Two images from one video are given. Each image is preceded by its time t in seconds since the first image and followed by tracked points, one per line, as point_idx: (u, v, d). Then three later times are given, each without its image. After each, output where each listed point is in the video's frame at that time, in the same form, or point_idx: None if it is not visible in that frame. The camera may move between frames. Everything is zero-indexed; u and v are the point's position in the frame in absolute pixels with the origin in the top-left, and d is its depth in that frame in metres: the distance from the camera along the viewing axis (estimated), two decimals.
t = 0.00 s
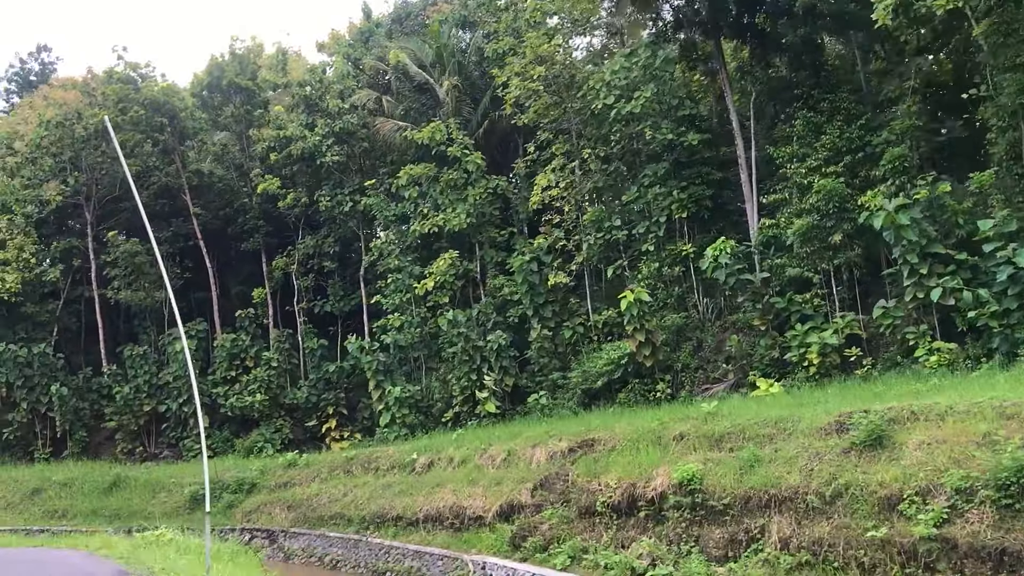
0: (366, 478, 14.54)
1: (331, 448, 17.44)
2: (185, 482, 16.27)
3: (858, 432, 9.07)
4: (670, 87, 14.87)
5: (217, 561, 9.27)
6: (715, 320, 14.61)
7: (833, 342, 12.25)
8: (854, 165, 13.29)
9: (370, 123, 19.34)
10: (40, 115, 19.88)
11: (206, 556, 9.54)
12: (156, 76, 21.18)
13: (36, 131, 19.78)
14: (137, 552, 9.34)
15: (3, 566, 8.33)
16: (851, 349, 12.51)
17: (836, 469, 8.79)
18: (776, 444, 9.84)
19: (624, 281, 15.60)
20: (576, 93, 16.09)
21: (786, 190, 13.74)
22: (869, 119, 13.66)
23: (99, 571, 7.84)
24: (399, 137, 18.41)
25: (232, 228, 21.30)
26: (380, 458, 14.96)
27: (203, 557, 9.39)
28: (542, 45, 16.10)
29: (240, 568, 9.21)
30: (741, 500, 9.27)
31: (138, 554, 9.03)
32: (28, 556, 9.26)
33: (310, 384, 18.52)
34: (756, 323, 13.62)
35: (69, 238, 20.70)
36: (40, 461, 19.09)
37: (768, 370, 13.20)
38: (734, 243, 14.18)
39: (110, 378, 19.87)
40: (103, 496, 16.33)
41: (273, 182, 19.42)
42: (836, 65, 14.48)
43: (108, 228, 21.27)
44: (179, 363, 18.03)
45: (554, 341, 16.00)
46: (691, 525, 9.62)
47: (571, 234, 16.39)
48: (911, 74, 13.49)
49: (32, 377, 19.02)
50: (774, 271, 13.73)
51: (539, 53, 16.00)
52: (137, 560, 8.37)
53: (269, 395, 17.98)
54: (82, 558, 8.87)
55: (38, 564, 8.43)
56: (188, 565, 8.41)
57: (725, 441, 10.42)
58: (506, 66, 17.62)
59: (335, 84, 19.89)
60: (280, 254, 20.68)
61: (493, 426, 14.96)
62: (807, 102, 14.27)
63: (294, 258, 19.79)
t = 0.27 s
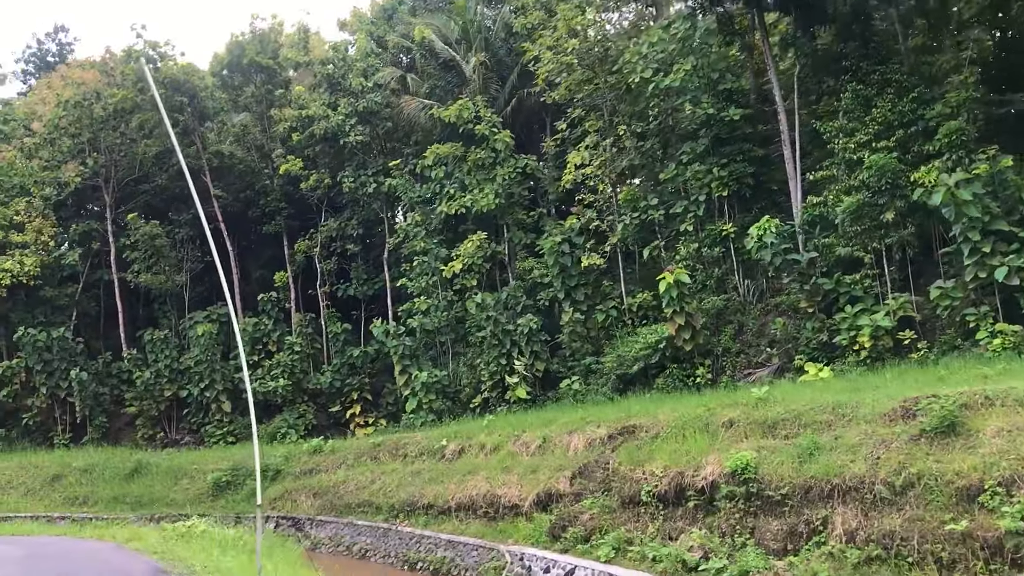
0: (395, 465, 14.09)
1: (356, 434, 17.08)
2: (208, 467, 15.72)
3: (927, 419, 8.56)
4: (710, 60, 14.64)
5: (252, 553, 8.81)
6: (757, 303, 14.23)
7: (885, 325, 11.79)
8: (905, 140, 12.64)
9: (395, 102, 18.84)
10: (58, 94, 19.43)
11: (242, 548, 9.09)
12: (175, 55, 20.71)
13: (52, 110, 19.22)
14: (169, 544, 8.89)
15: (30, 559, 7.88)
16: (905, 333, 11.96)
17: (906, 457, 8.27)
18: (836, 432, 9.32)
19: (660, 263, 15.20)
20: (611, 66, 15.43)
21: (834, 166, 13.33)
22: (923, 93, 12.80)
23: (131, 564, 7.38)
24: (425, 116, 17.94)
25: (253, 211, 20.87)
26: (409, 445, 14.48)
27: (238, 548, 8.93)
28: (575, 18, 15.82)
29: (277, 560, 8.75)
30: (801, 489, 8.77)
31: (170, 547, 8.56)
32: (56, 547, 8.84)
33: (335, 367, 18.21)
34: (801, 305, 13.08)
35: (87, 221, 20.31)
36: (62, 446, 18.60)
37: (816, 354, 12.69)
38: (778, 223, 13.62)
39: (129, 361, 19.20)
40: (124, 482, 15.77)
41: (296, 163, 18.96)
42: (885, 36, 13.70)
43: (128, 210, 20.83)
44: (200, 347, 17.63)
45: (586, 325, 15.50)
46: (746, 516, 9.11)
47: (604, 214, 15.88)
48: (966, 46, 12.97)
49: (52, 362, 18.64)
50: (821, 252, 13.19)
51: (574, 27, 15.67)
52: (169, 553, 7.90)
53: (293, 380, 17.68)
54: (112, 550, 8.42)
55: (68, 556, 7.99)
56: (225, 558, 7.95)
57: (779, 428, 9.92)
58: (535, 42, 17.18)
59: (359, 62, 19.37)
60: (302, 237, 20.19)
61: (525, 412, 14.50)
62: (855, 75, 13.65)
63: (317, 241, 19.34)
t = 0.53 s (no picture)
0: (425, 449, 13.63)
1: (381, 418, 16.69)
2: (232, 451, 15.25)
3: (1004, 404, 8.03)
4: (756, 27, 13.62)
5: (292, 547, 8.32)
6: (802, 283, 13.94)
7: (943, 305, 11.17)
8: (963, 111, 11.92)
9: (420, 78, 18.30)
10: (75, 71, 18.95)
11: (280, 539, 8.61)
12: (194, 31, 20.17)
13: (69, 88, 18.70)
14: (205, 536, 8.42)
15: (63, 552, 7.43)
16: (964, 313, 11.37)
17: (983, 444, 7.73)
18: (902, 417, 8.78)
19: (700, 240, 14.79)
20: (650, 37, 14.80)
21: (885, 140, 12.78)
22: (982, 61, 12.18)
23: (168, 561, 6.89)
24: (452, 92, 17.40)
25: (274, 191, 20.41)
26: (438, 429, 14.02)
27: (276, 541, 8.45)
28: None
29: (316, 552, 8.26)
30: (866, 478, 8.24)
31: (205, 539, 8.08)
32: (87, 539, 8.40)
33: (360, 350, 17.75)
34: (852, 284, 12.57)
35: (107, 201, 19.91)
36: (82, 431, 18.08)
37: (867, 336, 12.18)
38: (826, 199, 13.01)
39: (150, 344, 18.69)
40: (146, 466, 15.35)
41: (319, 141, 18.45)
42: (940, 3, 13.20)
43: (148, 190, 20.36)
44: (223, 330, 17.28)
45: (620, 306, 14.97)
46: (806, 505, 8.58)
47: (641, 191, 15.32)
48: None
49: (72, 344, 17.99)
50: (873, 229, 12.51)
51: None
52: (205, 549, 7.40)
53: (317, 364, 17.24)
54: (146, 543, 7.95)
55: (101, 550, 7.51)
56: (265, 553, 7.46)
57: (838, 413, 9.39)
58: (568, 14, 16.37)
59: (382, 37, 18.76)
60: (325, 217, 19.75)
61: (558, 395, 14.03)
62: (908, 43, 12.97)
63: (340, 221, 18.82)
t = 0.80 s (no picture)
0: (455, 433, 13.19)
1: (406, 401, 16.33)
2: (256, 434, 14.85)
3: None
4: None
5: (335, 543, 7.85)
6: (850, 260, 13.40)
7: (1007, 283, 10.53)
8: None
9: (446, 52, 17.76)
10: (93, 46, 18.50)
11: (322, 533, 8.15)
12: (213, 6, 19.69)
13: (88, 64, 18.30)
14: (244, 529, 7.97)
15: (98, 547, 6.99)
16: None
17: None
18: (975, 400, 8.20)
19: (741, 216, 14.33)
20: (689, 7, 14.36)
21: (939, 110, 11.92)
22: None
23: (213, 560, 6.44)
24: (479, 66, 16.85)
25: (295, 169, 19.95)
26: (468, 412, 13.57)
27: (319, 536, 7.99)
28: None
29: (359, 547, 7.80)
30: (940, 466, 7.68)
31: (244, 534, 7.62)
32: (122, 531, 7.96)
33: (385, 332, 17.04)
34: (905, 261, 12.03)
35: (126, 179, 19.50)
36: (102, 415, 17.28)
37: (921, 315, 11.64)
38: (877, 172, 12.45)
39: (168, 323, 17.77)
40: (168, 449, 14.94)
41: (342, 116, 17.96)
42: None
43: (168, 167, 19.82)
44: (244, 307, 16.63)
45: (656, 286, 14.50)
46: (871, 494, 8.04)
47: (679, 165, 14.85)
48: None
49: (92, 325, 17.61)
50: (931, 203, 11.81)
51: None
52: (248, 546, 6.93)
53: (341, 346, 16.69)
54: (185, 538, 7.50)
55: (139, 545, 7.06)
56: (313, 551, 6.99)
57: (903, 395, 8.84)
58: None
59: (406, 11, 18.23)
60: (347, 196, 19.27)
61: (593, 378, 13.57)
62: (967, 8, 12.18)
63: (364, 199, 18.29)
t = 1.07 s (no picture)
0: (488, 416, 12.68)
1: (432, 383, 15.85)
2: (280, 416, 14.41)
3: None
4: None
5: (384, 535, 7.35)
6: (900, 237, 12.76)
7: None
8: None
9: (473, 25, 17.11)
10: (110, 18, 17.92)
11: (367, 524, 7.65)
12: None
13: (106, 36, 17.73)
14: (285, 521, 7.45)
15: (134, 544, 6.46)
16: None
17: None
18: None
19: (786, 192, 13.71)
20: None
21: (1001, 77, 11.33)
22: None
23: (262, 558, 5.91)
24: (509, 37, 16.22)
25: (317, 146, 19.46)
26: (499, 394, 13.07)
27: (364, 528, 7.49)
28: None
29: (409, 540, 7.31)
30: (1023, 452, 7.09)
31: (286, 526, 7.10)
32: (157, 524, 7.44)
33: (410, 311, 16.79)
34: (962, 238, 11.31)
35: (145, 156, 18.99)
36: (123, 396, 16.90)
37: (979, 294, 10.95)
38: (933, 143, 11.69)
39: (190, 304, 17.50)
40: (191, 432, 14.54)
41: (364, 91, 17.38)
42: None
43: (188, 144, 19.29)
44: (268, 290, 16.46)
45: (694, 264, 13.95)
46: (943, 483, 7.48)
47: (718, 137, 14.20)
48: None
49: (111, 306, 17.00)
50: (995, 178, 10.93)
51: None
52: (296, 540, 6.42)
53: (366, 325, 16.41)
54: (225, 532, 6.99)
55: (179, 541, 6.54)
56: (366, 546, 6.47)
57: (974, 377, 8.24)
58: None
59: None
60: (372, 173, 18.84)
61: (628, 359, 13.07)
62: None
63: (387, 176, 17.78)
